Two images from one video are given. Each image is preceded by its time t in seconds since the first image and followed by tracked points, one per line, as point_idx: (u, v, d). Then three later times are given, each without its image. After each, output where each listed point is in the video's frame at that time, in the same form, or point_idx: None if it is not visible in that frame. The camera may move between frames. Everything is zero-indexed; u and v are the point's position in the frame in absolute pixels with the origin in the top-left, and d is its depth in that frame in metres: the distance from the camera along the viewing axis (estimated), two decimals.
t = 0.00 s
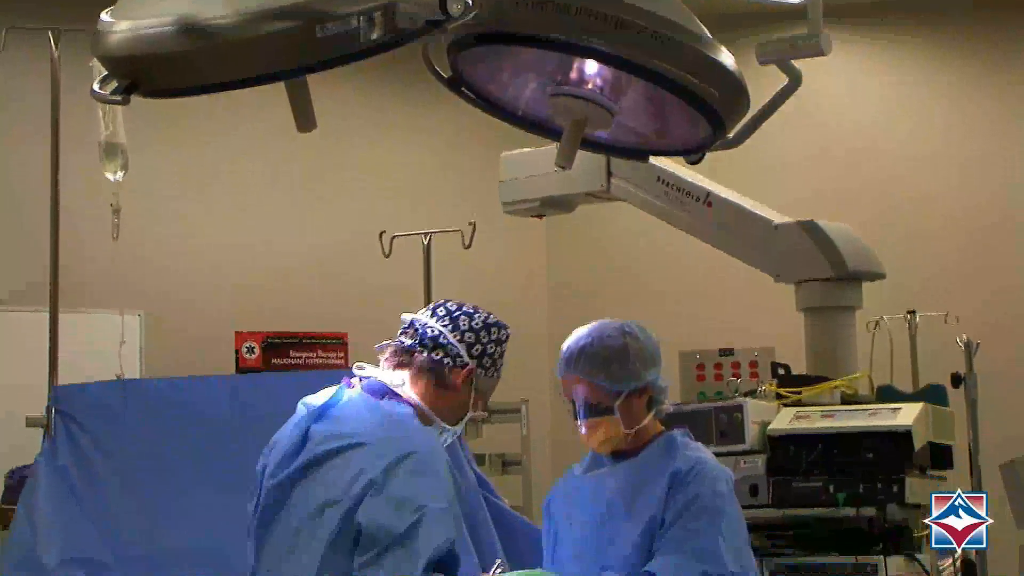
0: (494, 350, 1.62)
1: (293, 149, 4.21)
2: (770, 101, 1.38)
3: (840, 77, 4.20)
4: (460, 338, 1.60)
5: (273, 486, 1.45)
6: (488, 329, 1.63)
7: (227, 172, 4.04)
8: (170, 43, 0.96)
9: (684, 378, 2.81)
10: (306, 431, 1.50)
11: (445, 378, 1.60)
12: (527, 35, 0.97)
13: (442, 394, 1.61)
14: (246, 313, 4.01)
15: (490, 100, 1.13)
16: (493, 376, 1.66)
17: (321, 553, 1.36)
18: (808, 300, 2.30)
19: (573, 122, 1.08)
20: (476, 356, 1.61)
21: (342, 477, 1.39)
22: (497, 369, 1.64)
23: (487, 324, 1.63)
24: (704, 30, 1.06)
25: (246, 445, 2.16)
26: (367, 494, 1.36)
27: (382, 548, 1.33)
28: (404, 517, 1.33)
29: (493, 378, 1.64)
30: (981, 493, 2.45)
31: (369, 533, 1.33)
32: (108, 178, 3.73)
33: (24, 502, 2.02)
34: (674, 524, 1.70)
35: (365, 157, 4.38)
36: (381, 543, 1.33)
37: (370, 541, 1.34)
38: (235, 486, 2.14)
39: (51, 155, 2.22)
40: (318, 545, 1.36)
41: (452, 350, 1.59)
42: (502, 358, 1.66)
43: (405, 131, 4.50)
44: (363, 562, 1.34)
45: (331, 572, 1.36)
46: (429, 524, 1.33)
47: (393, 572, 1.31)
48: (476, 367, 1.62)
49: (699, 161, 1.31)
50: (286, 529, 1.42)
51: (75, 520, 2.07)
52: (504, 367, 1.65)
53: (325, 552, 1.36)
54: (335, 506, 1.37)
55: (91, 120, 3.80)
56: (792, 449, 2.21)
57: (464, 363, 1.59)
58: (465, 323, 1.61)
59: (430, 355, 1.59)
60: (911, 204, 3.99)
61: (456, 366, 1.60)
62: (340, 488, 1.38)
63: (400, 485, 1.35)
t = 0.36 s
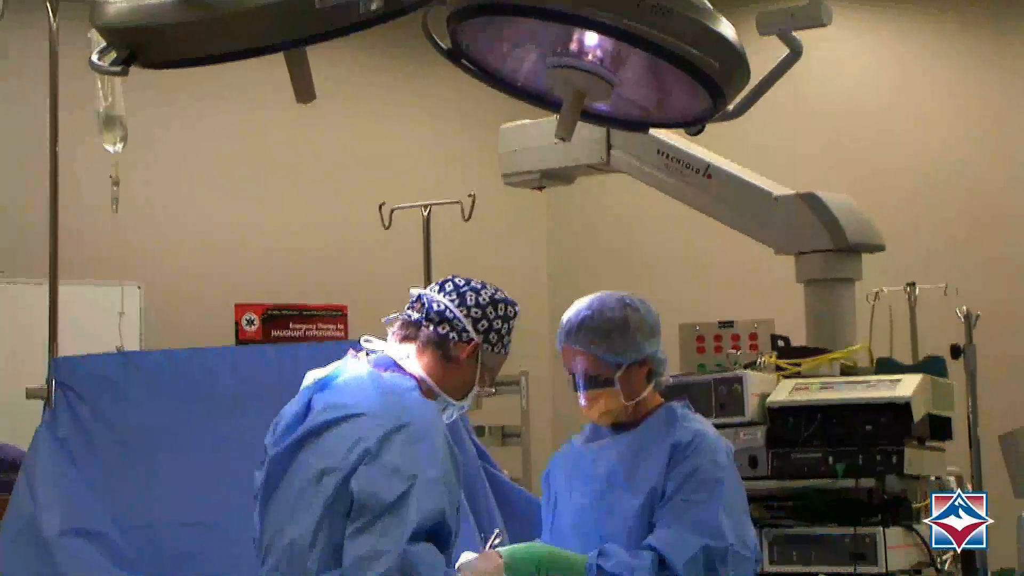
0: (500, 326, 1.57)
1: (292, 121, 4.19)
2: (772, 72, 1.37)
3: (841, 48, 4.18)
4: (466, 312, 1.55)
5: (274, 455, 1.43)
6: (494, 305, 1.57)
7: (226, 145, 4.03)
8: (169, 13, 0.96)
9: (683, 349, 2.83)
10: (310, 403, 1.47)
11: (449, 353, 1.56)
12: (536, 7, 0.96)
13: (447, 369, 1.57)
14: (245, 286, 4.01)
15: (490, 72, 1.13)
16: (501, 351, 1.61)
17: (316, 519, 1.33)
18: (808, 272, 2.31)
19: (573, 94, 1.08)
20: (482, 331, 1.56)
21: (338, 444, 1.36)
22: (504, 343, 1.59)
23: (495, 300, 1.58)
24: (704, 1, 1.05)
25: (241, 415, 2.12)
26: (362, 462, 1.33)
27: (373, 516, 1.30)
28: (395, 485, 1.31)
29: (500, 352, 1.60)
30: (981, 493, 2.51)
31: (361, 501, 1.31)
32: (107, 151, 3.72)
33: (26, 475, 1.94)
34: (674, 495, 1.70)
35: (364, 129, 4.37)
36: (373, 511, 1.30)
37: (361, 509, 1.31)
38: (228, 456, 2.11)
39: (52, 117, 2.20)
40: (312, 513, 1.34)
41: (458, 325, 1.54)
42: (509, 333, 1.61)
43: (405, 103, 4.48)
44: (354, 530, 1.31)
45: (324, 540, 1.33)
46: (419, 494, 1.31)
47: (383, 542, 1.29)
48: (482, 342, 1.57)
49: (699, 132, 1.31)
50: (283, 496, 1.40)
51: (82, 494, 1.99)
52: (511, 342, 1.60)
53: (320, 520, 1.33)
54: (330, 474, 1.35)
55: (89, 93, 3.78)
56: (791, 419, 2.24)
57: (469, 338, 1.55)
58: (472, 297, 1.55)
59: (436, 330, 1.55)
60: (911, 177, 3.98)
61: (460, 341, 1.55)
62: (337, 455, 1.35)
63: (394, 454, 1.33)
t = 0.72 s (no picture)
0: (492, 292, 1.58)
1: (290, 88, 4.18)
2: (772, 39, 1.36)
3: (840, 14, 4.16)
4: (459, 278, 1.55)
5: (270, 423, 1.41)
6: (486, 272, 1.58)
7: (224, 111, 4.01)
8: None
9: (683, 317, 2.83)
10: (304, 373, 1.46)
11: (443, 320, 1.55)
12: None
13: (441, 337, 1.56)
14: (244, 254, 4.01)
15: (490, 41, 1.12)
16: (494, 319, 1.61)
17: (311, 487, 1.31)
18: (809, 241, 2.31)
19: (571, 63, 1.07)
20: (475, 298, 1.56)
21: (333, 412, 1.34)
22: (497, 309, 1.59)
23: (486, 267, 1.58)
24: None
25: (244, 383, 2.06)
26: (356, 429, 1.31)
27: (368, 483, 1.28)
28: (389, 452, 1.29)
29: (493, 319, 1.59)
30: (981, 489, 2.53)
31: (355, 467, 1.28)
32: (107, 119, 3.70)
33: (26, 446, 1.94)
34: (675, 466, 1.70)
35: (362, 95, 4.36)
36: (367, 477, 1.28)
37: (356, 475, 1.29)
38: (233, 423, 2.06)
39: (50, 86, 2.18)
40: (308, 481, 1.32)
41: (450, 290, 1.54)
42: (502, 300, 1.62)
43: (403, 70, 4.47)
44: (350, 497, 1.29)
45: (321, 507, 1.31)
46: (414, 460, 1.28)
47: (377, 509, 1.27)
48: (475, 309, 1.57)
49: (700, 100, 1.30)
50: (281, 464, 1.38)
51: (80, 463, 1.99)
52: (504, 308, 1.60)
53: (316, 487, 1.31)
54: (324, 442, 1.33)
55: (87, 60, 3.75)
56: (789, 388, 2.28)
57: (462, 303, 1.55)
58: (464, 264, 1.56)
59: (428, 297, 1.54)
60: (909, 143, 3.97)
61: (454, 307, 1.55)
62: (331, 422, 1.33)
63: (389, 421, 1.31)
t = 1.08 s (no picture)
0: (488, 261, 1.55)
1: (290, 55, 4.16)
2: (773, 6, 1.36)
3: None
4: (454, 248, 1.53)
5: (264, 391, 1.41)
6: (481, 241, 1.56)
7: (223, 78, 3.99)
8: None
9: (683, 286, 2.84)
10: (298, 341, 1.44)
11: (438, 288, 1.54)
12: None
13: (436, 304, 1.54)
14: (243, 222, 4.00)
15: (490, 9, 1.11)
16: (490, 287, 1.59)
17: (305, 455, 1.30)
18: (809, 209, 2.32)
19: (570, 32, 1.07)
20: (470, 266, 1.55)
21: (327, 379, 1.33)
22: (492, 278, 1.57)
23: (481, 236, 1.56)
24: None
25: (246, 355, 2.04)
26: (349, 396, 1.30)
27: (358, 450, 1.27)
28: (380, 418, 1.28)
29: (488, 287, 1.58)
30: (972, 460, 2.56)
31: (346, 434, 1.28)
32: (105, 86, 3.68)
33: (26, 411, 1.91)
34: (674, 435, 1.70)
35: (362, 61, 4.34)
36: (358, 444, 1.27)
37: (349, 442, 1.28)
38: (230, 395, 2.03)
39: (49, 54, 2.16)
40: (300, 448, 1.31)
41: (445, 260, 1.52)
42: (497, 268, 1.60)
43: (403, 36, 4.45)
44: (341, 464, 1.28)
45: (313, 474, 1.31)
46: (406, 427, 1.27)
47: (367, 475, 1.26)
48: (470, 276, 1.55)
49: (700, 68, 1.30)
50: (276, 433, 1.37)
51: (80, 432, 1.95)
52: (500, 276, 1.59)
53: (309, 454, 1.30)
54: (316, 410, 1.32)
55: (85, 27, 3.73)
56: (788, 356, 2.29)
57: (457, 272, 1.52)
58: (459, 233, 1.53)
59: (422, 266, 1.52)
60: (911, 110, 3.96)
61: (449, 276, 1.53)
62: (324, 390, 1.32)
63: (380, 387, 1.30)
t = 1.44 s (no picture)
0: (478, 222, 1.48)
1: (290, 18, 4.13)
2: None
3: None
4: (444, 210, 1.46)
5: (257, 356, 1.40)
6: (471, 202, 1.49)
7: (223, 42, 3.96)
8: None
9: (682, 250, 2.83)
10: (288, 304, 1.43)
11: (428, 251, 1.48)
12: None
13: (428, 267, 1.49)
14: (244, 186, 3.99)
15: None
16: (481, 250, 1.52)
17: (298, 420, 1.30)
18: (808, 174, 2.33)
19: None
20: (460, 229, 1.48)
21: (318, 342, 1.32)
22: (483, 240, 1.49)
23: (471, 197, 1.49)
24: None
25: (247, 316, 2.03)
26: (340, 359, 1.29)
27: (352, 413, 1.26)
28: (371, 381, 1.27)
29: (480, 250, 1.50)
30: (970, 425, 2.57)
31: (339, 399, 1.27)
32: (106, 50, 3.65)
33: (28, 378, 1.90)
34: (677, 401, 1.71)
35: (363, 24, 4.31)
36: (350, 407, 1.26)
37: (341, 406, 1.27)
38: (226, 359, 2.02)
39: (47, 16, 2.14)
40: (294, 414, 1.30)
41: (434, 222, 1.46)
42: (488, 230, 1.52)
43: None
44: (334, 428, 1.27)
45: (307, 440, 1.30)
46: (397, 388, 1.26)
47: (359, 440, 1.25)
48: (460, 240, 1.48)
49: (701, 33, 1.29)
50: (270, 398, 1.36)
51: (81, 397, 1.94)
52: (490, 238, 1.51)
53: (303, 419, 1.30)
54: (308, 375, 1.31)
55: None
56: (790, 321, 2.30)
57: (447, 234, 1.46)
58: (449, 193, 1.47)
59: (412, 228, 1.47)
60: (915, 74, 3.94)
61: (438, 239, 1.47)
62: (316, 354, 1.31)
63: (371, 350, 1.29)
